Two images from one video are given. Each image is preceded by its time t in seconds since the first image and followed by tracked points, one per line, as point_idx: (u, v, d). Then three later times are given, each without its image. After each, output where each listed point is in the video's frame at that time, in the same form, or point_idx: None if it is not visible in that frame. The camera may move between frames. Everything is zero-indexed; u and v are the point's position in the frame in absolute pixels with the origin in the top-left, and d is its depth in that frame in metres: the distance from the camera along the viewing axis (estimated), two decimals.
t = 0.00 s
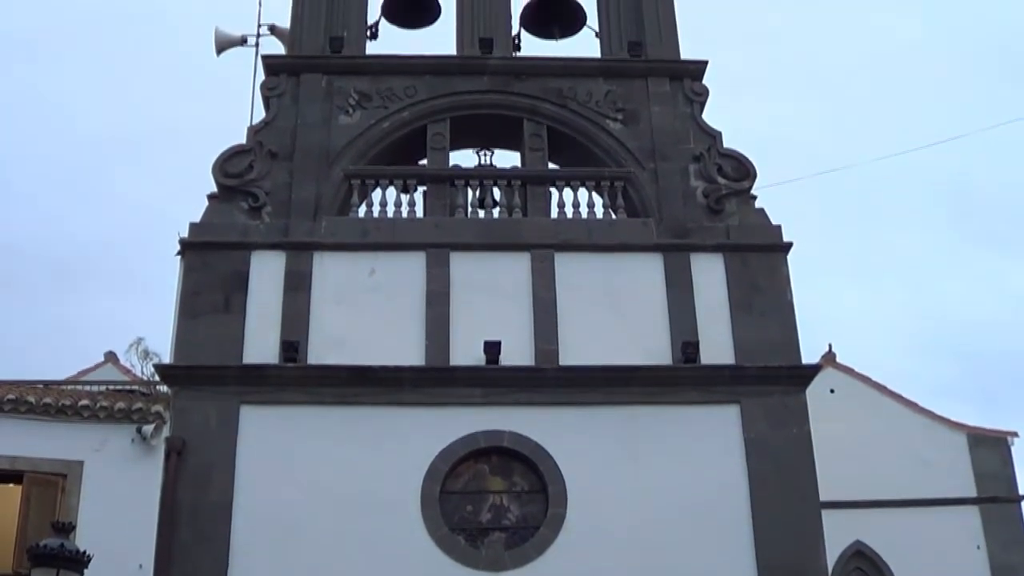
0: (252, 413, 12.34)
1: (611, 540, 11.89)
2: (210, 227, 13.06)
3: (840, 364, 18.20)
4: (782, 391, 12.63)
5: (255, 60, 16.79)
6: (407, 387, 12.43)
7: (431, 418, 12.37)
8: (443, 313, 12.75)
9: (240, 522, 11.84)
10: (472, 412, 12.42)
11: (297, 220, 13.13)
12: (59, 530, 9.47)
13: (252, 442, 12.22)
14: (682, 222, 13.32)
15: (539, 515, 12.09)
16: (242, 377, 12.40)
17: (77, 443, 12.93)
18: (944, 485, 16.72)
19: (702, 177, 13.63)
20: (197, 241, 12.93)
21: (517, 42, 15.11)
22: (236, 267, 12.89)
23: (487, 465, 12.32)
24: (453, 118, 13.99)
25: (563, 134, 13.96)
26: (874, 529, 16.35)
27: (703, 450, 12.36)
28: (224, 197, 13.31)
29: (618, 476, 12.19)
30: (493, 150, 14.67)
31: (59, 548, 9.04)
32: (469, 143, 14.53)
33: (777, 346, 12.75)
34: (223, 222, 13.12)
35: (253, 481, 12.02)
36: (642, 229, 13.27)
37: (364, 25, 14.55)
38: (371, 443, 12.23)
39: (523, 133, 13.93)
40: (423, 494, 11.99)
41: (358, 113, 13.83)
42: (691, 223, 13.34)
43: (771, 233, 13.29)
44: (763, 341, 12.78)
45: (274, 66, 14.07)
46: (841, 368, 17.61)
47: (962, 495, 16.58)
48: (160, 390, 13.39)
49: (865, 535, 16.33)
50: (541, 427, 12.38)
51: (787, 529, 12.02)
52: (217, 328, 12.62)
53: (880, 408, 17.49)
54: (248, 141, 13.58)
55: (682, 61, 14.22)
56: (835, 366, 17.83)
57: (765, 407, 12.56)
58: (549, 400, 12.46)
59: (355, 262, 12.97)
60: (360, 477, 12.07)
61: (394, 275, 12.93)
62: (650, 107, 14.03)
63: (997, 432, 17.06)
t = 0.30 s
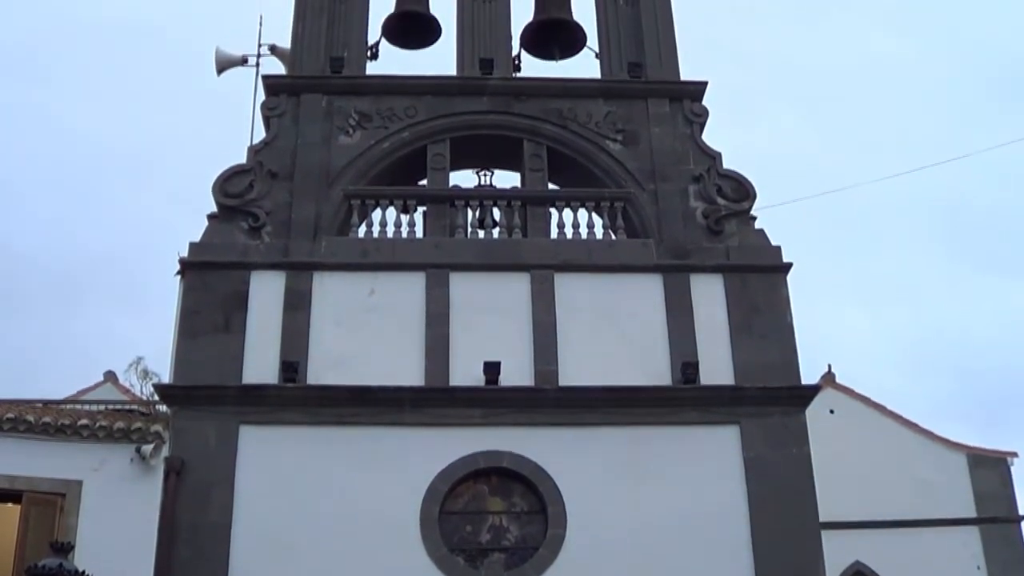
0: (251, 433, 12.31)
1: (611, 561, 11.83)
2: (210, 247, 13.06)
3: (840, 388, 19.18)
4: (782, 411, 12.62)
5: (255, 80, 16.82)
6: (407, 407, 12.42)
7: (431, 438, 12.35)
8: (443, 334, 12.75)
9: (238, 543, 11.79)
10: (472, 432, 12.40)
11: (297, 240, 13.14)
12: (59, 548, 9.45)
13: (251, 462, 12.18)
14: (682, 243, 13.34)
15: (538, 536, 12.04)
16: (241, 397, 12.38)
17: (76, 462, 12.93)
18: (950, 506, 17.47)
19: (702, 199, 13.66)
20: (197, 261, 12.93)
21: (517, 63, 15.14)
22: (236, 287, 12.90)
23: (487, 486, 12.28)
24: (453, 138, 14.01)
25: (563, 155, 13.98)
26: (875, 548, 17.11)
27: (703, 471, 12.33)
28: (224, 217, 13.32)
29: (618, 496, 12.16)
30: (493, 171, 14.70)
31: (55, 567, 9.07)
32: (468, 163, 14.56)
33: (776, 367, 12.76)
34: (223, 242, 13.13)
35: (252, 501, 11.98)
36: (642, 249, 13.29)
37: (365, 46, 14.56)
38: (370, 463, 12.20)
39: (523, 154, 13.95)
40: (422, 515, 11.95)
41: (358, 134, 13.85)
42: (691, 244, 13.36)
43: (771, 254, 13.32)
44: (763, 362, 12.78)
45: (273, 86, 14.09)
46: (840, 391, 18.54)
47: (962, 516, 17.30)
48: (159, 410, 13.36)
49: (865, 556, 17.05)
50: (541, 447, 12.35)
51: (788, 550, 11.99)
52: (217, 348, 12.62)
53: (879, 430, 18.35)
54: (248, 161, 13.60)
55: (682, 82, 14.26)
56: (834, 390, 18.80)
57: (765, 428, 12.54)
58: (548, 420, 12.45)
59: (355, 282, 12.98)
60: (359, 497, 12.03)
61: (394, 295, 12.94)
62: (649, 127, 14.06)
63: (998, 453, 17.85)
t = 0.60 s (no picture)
0: (251, 453, 12.29)
1: None
2: (210, 267, 13.07)
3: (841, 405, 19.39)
4: (782, 431, 12.60)
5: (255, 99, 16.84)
6: (407, 428, 12.40)
7: (431, 459, 12.33)
8: (443, 354, 12.75)
9: (238, 564, 11.76)
10: (472, 453, 12.37)
11: (298, 261, 13.15)
12: None
13: (251, 482, 12.15)
14: (682, 263, 13.35)
15: (538, 557, 12.01)
16: (241, 418, 12.36)
17: (76, 483, 12.92)
18: (953, 526, 17.69)
19: (702, 219, 13.68)
20: (197, 281, 12.94)
21: (517, 83, 15.17)
22: (236, 307, 12.90)
23: (487, 506, 12.24)
24: (453, 158, 14.03)
25: (564, 175, 14.00)
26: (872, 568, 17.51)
27: (703, 491, 12.31)
28: (224, 237, 13.33)
29: (618, 517, 12.13)
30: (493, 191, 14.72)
31: None
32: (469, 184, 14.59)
33: (776, 387, 12.75)
34: (223, 263, 13.14)
35: (252, 522, 11.96)
36: (642, 270, 13.30)
37: (365, 66, 14.59)
38: (370, 484, 12.18)
39: (523, 174, 13.97)
40: (422, 536, 11.92)
41: (358, 154, 13.87)
42: (691, 264, 13.37)
43: (771, 274, 13.33)
44: (763, 382, 12.78)
45: (274, 107, 14.12)
46: (840, 411, 18.78)
47: (963, 535, 17.54)
48: (158, 430, 13.38)
49: None
50: (541, 468, 12.33)
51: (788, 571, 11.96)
52: (217, 369, 12.61)
53: (880, 448, 18.57)
54: (248, 182, 13.62)
55: (682, 102, 14.29)
56: (834, 409, 19.00)
57: (765, 448, 12.52)
58: (548, 441, 12.43)
59: (355, 302, 12.98)
60: (358, 518, 12.01)
61: (394, 316, 12.94)
62: (649, 148, 14.08)
63: (999, 472, 18.03)
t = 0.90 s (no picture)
0: (251, 474, 12.27)
1: None
2: (210, 287, 13.08)
3: (841, 422, 19.42)
4: (783, 449, 12.58)
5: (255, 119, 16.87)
6: (407, 448, 12.38)
7: (431, 479, 12.30)
8: (443, 374, 12.74)
9: None
10: (473, 473, 12.35)
11: (298, 281, 13.15)
12: None
13: (252, 503, 12.13)
14: (682, 282, 13.35)
15: None
16: (242, 439, 12.35)
17: (76, 504, 12.89)
18: (955, 543, 17.79)
19: (702, 237, 13.69)
20: (197, 302, 12.94)
21: (516, 103, 15.20)
22: (236, 327, 12.91)
23: (488, 526, 12.18)
24: (453, 178, 14.04)
25: (563, 194, 14.02)
26: None
27: (705, 509, 12.27)
28: (224, 258, 13.34)
29: (620, 536, 12.08)
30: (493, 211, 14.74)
31: None
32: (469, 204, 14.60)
33: (777, 405, 12.74)
34: (223, 283, 13.14)
35: (252, 542, 11.92)
36: (643, 288, 13.31)
37: (365, 86, 14.63)
38: (371, 504, 12.15)
39: (523, 193, 13.98)
40: (423, 556, 11.86)
41: (358, 174, 13.89)
42: (691, 282, 13.37)
43: (771, 291, 13.33)
44: (764, 400, 12.77)
45: (273, 128, 14.16)
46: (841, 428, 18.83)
47: (965, 552, 17.64)
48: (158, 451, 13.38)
49: None
50: (542, 487, 12.29)
51: None
52: (217, 389, 12.60)
53: (881, 466, 18.64)
54: (248, 202, 13.64)
55: (681, 120, 14.32)
56: (835, 426, 19.05)
57: (766, 466, 12.50)
58: (549, 460, 12.41)
59: (355, 322, 12.98)
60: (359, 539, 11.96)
61: (394, 336, 12.94)
62: (649, 166, 14.11)
63: (1000, 488, 18.11)
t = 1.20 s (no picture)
0: (253, 499, 12.24)
1: None
2: (210, 312, 13.09)
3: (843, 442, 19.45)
4: (786, 470, 12.55)
5: (254, 143, 16.90)
6: (409, 471, 12.35)
7: (433, 502, 12.27)
8: (444, 397, 12.74)
9: None
10: (475, 496, 12.32)
11: (299, 305, 13.16)
12: None
13: (253, 528, 12.10)
14: (683, 303, 13.36)
15: None
16: (244, 463, 12.32)
17: (77, 528, 12.88)
18: (958, 564, 17.91)
19: (702, 258, 13.70)
20: (198, 326, 12.95)
21: (516, 126, 15.24)
22: (237, 351, 12.90)
23: (490, 550, 12.13)
24: (453, 201, 14.07)
25: (563, 217, 14.04)
26: None
27: (708, 531, 12.22)
28: (224, 282, 13.35)
29: (623, 559, 12.03)
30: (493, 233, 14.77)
31: None
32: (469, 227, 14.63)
33: (779, 426, 12.72)
34: (223, 307, 13.15)
35: (253, 567, 11.87)
36: (643, 310, 13.31)
37: (365, 110, 14.72)
38: (373, 528, 12.11)
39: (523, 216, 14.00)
40: None
41: (358, 198, 13.92)
42: (691, 304, 13.37)
43: (772, 312, 13.33)
44: (765, 421, 12.75)
45: (273, 152, 14.19)
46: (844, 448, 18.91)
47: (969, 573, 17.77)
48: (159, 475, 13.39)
49: None
50: (544, 510, 12.26)
51: None
52: (218, 413, 12.59)
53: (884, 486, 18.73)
54: (249, 227, 13.66)
55: (680, 142, 14.35)
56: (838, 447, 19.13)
57: (769, 487, 12.46)
58: (551, 483, 12.38)
59: (357, 346, 12.99)
60: (361, 563, 11.91)
61: (395, 359, 12.94)
62: (649, 188, 14.13)
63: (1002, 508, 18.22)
